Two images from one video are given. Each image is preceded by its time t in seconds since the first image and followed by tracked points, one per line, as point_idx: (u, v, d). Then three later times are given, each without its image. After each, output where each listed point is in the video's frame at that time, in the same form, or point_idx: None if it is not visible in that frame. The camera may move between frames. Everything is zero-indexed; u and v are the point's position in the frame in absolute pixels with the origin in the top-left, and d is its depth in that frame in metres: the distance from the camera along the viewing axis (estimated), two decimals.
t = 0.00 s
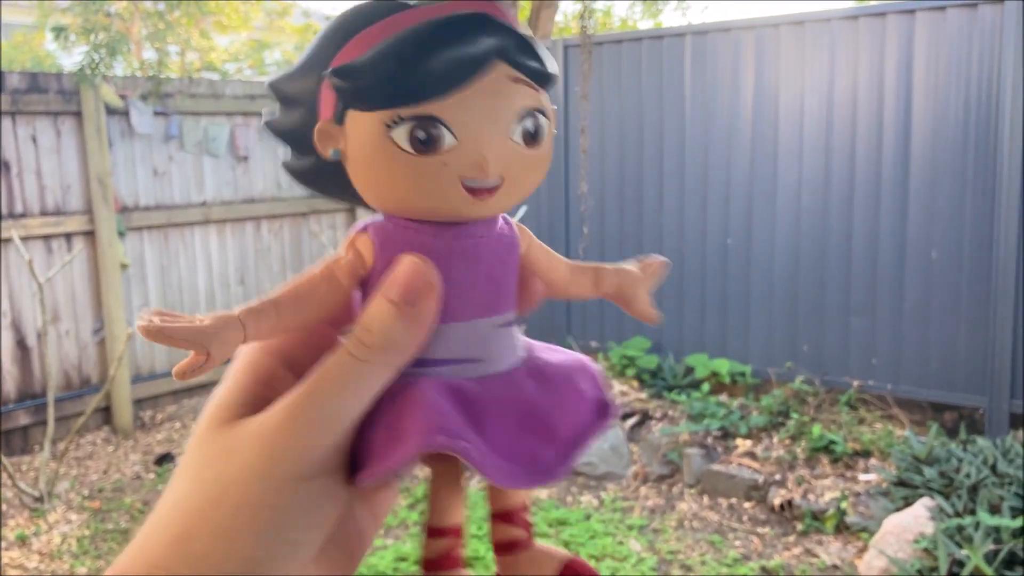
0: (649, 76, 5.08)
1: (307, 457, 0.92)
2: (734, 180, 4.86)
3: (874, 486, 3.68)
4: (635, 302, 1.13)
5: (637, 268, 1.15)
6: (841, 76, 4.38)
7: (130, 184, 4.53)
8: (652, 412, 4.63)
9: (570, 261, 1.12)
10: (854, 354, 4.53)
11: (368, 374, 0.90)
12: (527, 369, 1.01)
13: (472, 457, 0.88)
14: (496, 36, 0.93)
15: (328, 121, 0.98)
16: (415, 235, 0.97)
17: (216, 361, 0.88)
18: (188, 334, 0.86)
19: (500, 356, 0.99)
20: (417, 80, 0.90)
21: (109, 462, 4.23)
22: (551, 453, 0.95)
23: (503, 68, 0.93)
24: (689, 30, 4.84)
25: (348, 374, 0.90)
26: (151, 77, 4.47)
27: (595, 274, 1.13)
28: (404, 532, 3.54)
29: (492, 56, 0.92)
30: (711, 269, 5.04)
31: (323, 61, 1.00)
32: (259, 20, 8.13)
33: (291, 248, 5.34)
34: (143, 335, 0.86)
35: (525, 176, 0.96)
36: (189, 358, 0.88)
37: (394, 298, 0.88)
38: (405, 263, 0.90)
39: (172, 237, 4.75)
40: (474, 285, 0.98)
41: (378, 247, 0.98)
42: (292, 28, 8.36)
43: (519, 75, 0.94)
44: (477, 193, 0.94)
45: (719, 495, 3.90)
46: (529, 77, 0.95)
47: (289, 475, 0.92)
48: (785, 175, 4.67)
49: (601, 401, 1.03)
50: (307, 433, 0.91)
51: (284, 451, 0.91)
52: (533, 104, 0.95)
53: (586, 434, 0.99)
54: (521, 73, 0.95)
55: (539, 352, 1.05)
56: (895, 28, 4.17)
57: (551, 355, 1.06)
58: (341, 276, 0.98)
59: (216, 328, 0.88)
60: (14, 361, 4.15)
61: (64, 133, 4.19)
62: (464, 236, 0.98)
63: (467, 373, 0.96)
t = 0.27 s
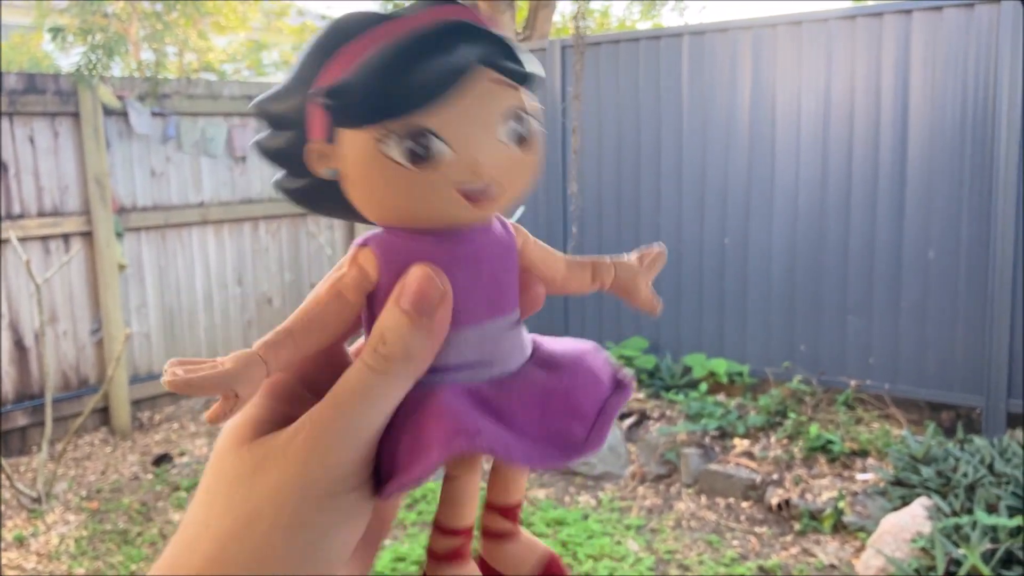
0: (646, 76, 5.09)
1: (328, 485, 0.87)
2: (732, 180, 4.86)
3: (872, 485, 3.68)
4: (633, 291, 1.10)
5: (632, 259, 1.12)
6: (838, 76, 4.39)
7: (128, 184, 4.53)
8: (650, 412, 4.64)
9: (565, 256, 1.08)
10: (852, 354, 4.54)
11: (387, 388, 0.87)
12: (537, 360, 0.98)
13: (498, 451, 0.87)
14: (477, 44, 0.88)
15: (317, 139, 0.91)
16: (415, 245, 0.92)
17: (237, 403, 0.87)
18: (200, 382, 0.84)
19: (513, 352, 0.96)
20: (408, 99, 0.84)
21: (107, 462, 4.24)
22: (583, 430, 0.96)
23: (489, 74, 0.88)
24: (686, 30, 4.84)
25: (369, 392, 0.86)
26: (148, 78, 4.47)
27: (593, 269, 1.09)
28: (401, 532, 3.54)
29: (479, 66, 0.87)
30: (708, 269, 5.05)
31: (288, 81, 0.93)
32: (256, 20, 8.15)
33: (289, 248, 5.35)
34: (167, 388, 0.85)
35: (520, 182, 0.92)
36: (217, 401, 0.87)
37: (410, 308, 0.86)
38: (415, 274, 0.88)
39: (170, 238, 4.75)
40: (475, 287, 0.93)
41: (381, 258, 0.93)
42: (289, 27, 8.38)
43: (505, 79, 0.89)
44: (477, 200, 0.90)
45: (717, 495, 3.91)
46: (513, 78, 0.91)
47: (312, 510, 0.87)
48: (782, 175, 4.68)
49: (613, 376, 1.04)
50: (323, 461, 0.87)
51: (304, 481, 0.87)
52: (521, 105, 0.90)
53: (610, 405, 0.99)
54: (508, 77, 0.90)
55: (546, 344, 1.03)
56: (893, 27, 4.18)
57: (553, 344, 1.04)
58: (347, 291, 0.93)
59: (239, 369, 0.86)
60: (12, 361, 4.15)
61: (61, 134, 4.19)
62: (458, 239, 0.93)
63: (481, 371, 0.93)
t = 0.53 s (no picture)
0: (642, 76, 5.09)
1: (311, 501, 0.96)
2: (728, 180, 4.86)
3: (868, 485, 3.68)
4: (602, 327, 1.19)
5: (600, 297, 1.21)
6: (834, 76, 4.39)
7: (123, 185, 4.52)
8: (646, 412, 4.64)
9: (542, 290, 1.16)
10: (848, 354, 4.54)
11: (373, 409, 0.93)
12: (514, 392, 1.05)
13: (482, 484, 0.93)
14: (494, 88, 0.96)
15: (335, 166, 0.98)
16: (416, 274, 0.99)
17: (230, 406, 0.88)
18: (204, 380, 0.85)
19: (493, 385, 1.02)
20: (429, 137, 0.92)
21: (103, 464, 4.23)
22: (547, 473, 1.03)
23: (501, 120, 0.97)
24: (681, 30, 4.84)
25: (354, 411, 0.93)
26: (143, 79, 4.47)
27: (566, 305, 1.17)
28: (398, 533, 3.54)
29: (495, 110, 0.95)
30: (704, 269, 5.05)
31: (308, 103, 0.99)
32: (252, 20, 8.14)
33: (285, 248, 5.34)
34: (161, 382, 0.83)
35: (521, 221, 1.01)
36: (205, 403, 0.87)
37: (398, 331, 0.93)
38: (404, 299, 0.94)
39: (166, 238, 4.74)
40: (467, 318, 1.01)
41: (378, 282, 1.00)
42: (285, 28, 8.37)
43: (514, 125, 0.98)
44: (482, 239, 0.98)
45: (713, 495, 3.91)
46: (522, 125, 0.99)
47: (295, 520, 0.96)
48: (778, 176, 4.68)
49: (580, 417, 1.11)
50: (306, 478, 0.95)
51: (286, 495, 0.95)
52: (527, 152, 0.99)
53: (574, 450, 1.07)
54: (517, 124, 0.99)
55: (521, 376, 1.09)
56: (888, 28, 4.18)
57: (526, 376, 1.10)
58: (344, 311, 0.98)
59: (230, 371, 0.87)
60: (7, 363, 4.14)
61: (57, 134, 4.18)
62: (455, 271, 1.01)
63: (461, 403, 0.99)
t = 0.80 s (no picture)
0: (640, 78, 5.09)
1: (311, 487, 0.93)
2: (726, 181, 4.86)
3: (866, 486, 3.69)
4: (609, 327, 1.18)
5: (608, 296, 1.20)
6: (832, 77, 4.40)
7: (121, 187, 4.52)
8: (645, 413, 4.64)
9: (550, 288, 1.15)
10: (846, 354, 4.55)
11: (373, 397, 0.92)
12: (516, 390, 1.05)
13: (479, 481, 0.92)
14: (511, 79, 0.95)
15: (346, 151, 0.97)
16: (423, 266, 0.99)
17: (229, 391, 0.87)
18: (203, 365, 0.85)
19: (494, 381, 1.02)
20: (444, 127, 0.91)
21: (101, 466, 4.22)
22: (547, 472, 1.01)
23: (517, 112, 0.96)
24: (680, 32, 4.84)
25: (355, 400, 0.92)
26: (141, 80, 4.47)
27: (574, 302, 1.16)
28: (396, 535, 3.54)
29: (511, 102, 0.94)
30: (703, 270, 5.05)
31: (323, 86, 0.98)
32: (250, 22, 8.14)
33: (283, 250, 5.34)
34: (160, 363, 0.84)
35: (531, 215, 1.00)
36: (202, 388, 0.87)
37: (400, 321, 0.92)
38: (406, 290, 0.93)
39: (164, 240, 4.74)
40: (472, 311, 1.01)
41: (384, 273, 0.99)
42: (283, 29, 8.36)
43: (529, 119, 0.97)
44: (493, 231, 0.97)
45: (711, 496, 3.91)
46: (537, 120, 0.98)
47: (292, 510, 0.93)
48: (777, 177, 4.68)
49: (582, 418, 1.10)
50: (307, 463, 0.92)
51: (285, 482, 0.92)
52: (540, 147, 0.98)
53: (575, 451, 1.05)
54: (533, 117, 0.97)
55: (524, 374, 1.09)
56: (886, 29, 4.19)
57: (530, 375, 1.10)
58: (347, 300, 0.97)
59: (231, 355, 0.87)
60: (5, 365, 4.14)
61: (55, 136, 4.18)
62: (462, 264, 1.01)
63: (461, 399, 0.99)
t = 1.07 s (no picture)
0: (638, 79, 5.09)
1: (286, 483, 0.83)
2: (724, 183, 4.86)
3: (864, 487, 3.69)
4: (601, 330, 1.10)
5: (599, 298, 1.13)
6: (829, 79, 4.40)
7: (119, 189, 4.51)
8: (643, 415, 4.64)
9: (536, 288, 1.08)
10: (843, 356, 4.55)
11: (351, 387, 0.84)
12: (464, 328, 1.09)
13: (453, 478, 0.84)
14: (382, 41, 1.10)
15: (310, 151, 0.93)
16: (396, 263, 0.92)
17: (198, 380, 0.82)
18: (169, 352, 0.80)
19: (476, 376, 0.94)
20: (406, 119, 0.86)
21: (99, 468, 4.22)
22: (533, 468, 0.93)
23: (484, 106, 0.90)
24: (677, 34, 4.84)
25: (296, 330, 1.05)
26: (138, 82, 4.47)
27: (532, 268, 1.26)
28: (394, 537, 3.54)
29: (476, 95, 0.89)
30: (701, 271, 5.05)
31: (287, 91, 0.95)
32: (248, 23, 8.14)
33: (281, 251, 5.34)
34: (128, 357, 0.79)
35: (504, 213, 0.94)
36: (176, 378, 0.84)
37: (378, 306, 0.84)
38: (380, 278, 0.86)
39: (162, 242, 4.74)
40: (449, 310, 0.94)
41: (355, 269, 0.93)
42: (281, 31, 8.36)
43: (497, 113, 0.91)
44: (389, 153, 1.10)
45: (710, 498, 3.91)
46: (420, 72, 1.13)
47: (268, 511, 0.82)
48: (774, 178, 4.68)
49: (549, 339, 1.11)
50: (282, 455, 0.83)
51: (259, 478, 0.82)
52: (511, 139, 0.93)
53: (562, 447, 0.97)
54: (419, 75, 1.13)
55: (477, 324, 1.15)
56: (883, 31, 4.19)
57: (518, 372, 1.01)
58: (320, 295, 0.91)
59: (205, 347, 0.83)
60: (3, 367, 4.14)
61: (52, 138, 4.18)
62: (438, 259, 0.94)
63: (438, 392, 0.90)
